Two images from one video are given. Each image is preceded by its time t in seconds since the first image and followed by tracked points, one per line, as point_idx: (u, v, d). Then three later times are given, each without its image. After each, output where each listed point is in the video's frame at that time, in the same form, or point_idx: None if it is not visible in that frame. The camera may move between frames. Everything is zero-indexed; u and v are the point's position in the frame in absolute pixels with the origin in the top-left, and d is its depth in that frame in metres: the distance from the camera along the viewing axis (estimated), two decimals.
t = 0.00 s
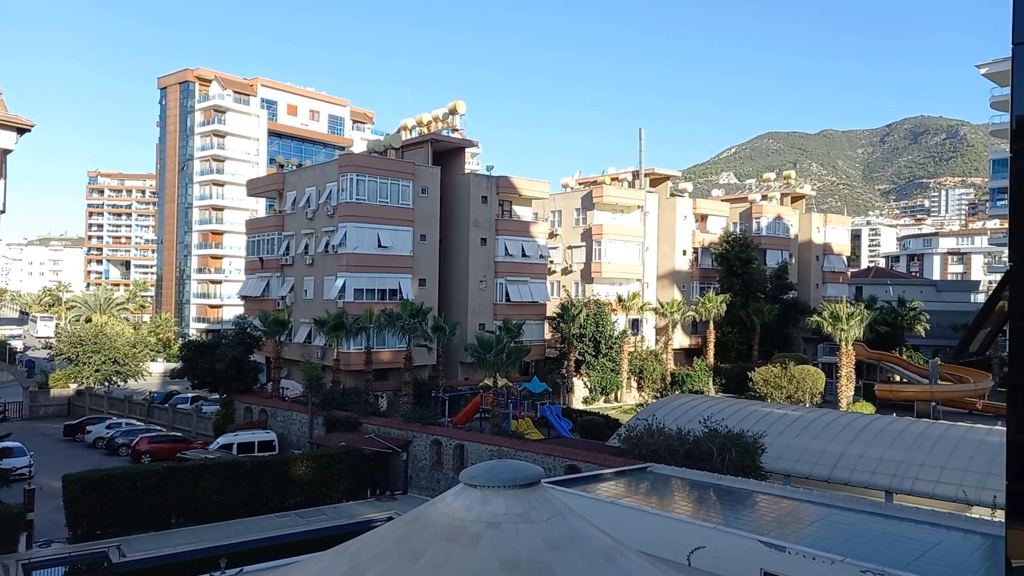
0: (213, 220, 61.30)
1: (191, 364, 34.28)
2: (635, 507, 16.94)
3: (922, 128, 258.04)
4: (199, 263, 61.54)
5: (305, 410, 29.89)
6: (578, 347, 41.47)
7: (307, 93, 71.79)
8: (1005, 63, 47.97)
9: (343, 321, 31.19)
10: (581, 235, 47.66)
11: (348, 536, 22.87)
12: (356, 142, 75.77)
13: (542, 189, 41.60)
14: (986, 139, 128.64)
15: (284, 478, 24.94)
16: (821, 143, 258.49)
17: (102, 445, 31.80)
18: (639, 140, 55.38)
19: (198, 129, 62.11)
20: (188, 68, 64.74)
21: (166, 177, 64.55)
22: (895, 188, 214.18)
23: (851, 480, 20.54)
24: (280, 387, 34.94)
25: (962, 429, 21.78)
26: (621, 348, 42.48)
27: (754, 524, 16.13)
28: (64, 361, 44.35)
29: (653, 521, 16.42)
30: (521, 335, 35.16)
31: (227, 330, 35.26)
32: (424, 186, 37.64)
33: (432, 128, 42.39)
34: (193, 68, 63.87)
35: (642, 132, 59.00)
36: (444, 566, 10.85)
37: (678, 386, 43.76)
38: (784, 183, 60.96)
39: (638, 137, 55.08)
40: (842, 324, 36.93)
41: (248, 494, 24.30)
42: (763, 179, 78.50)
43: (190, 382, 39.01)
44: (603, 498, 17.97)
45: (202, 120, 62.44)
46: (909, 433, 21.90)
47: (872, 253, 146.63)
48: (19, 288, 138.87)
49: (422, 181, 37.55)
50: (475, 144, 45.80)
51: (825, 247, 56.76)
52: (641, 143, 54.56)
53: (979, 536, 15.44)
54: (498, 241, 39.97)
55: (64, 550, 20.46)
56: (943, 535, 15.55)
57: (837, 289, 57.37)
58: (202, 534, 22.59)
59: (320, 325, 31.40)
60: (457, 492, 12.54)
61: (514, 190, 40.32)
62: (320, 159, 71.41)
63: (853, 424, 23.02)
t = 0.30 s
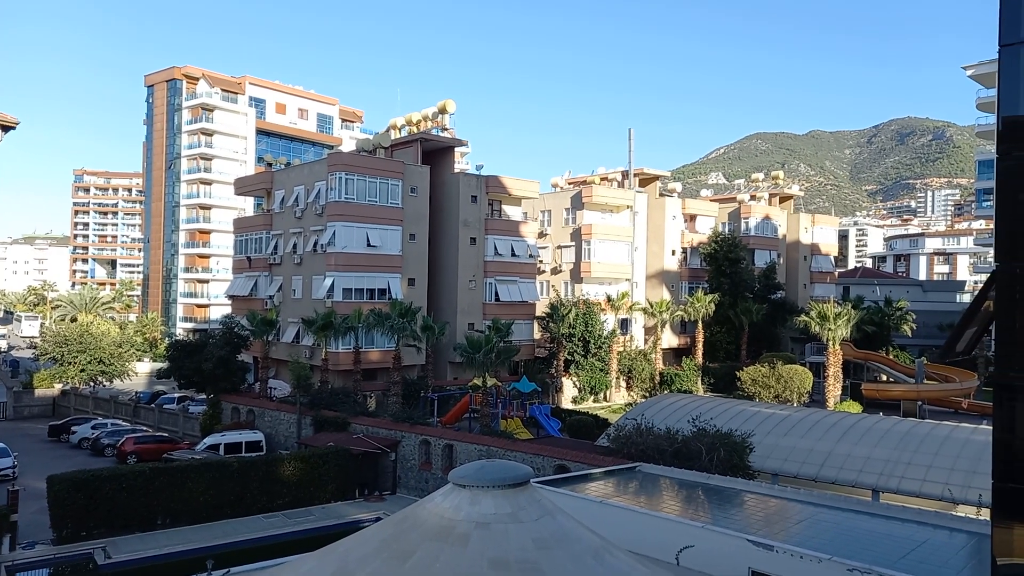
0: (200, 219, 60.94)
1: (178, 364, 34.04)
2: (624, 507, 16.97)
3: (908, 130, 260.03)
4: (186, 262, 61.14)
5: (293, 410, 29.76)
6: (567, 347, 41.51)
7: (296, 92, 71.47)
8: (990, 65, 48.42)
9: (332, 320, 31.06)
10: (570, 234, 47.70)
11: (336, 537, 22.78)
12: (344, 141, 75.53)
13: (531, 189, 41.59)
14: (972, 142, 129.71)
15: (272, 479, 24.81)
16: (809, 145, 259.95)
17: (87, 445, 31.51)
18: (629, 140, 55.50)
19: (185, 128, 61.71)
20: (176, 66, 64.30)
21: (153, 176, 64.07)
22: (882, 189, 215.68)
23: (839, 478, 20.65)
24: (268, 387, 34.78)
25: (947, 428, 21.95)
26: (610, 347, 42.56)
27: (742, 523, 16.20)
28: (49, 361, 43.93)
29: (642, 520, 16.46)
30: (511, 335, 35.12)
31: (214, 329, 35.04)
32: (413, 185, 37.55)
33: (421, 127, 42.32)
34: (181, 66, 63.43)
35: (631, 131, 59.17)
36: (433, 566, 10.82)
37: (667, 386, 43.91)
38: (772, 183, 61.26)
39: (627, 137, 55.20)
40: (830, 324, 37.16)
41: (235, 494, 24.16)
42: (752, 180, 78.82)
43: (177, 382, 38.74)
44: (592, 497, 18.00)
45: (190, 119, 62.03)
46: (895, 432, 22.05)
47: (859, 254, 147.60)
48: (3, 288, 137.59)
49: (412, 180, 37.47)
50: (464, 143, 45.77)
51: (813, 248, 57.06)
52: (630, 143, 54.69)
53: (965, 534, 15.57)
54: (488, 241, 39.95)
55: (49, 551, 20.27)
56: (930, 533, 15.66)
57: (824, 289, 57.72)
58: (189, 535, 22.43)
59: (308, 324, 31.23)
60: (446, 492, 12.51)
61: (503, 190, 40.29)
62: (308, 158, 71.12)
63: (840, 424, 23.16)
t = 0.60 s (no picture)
0: (188, 219, 60.59)
1: (166, 365, 33.85)
2: (614, 506, 17.05)
3: (895, 130, 261.79)
4: (174, 262, 60.77)
5: (283, 411, 29.69)
6: (557, 346, 41.57)
7: (284, 91, 71.16)
8: (976, 67, 48.92)
9: (322, 321, 31.00)
10: (560, 235, 47.79)
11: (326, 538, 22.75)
12: (334, 140, 75.35)
13: (521, 189, 41.61)
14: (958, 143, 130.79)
15: (261, 480, 24.74)
16: (797, 145, 261.30)
17: (75, 447, 31.29)
18: (618, 140, 55.68)
19: (173, 127, 61.38)
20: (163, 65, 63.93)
21: (140, 175, 63.66)
22: (869, 189, 217.09)
23: (827, 476, 20.81)
24: (257, 387, 34.67)
25: (934, 427, 22.18)
26: (600, 347, 42.67)
27: (731, 521, 16.31)
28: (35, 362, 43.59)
29: (632, 519, 16.54)
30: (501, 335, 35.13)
31: (203, 330, 34.88)
32: (403, 185, 37.49)
33: (411, 127, 42.28)
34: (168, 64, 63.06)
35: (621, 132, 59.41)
36: (424, 566, 10.85)
37: (657, 385, 44.07)
38: (761, 184, 61.64)
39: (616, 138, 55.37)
40: (818, 323, 37.42)
41: (224, 495, 24.07)
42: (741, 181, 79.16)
43: (165, 383, 38.55)
44: (582, 497, 18.07)
45: (178, 118, 61.70)
46: (883, 431, 22.26)
47: (847, 254, 148.45)
48: None
49: (402, 180, 37.42)
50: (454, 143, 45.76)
51: (801, 248, 57.39)
52: (620, 143, 54.86)
53: (951, 532, 15.73)
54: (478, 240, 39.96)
55: (36, 553, 20.16)
56: (916, 531, 15.82)
57: (812, 289, 58.09)
58: (178, 536, 22.35)
59: (298, 325, 31.14)
60: (436, 492, 12.54)
61: (493, 190, 40.28)
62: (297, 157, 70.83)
63: (828, 423, 23.34)
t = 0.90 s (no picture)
0: (171, 218, 60.05)
1: (148, 364, 33.50)
2: (599, 505, 17.05)
3: (877, 131, 264.18)
4: (156, 261, 60.18)
5: (266, 411, 29.48)
6: (543, 346, 41.57)
7: (269, 89, 70.70)
8: (958, 68, 49.42)
9: (306, 320, 30.78)
10: (546, 234, 47.79)
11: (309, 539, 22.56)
12: (318, 139, 74.97)
13: (507, 188, 41.54)
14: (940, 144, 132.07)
15: (244, 480, 24.54)
16: (780, 146, 263.04)
17: (55, 447, 30.89)
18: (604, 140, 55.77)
19: (155, 124, 60.83)
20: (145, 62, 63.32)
21: (122, 174, 63.04)
22: (852, 189, 218.91)
23: (810, 475, 20.92)
24: (240, 387, 34.40)
25: (916, 426, 22.37)
26: (586, 347, 42.72)
27: (715, 520, 16.35)
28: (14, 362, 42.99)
29: (616, 518, 16.55)
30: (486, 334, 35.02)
31: (185, 329, 34.56)
32: (388, 184, 37.33)
33: (396, 125, 42.13)
34: (151, 62, 62.47)
35: (607, 131, 59.53)
36: (408, 566, 10.78)
37: (643, 384, 44.18)
38: (746, 184, 61.97)
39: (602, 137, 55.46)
40: (802, 322, 37.65)
41: (206, 496, 23.84)
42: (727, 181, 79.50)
43: (146, 383, 38.15)
44: (567, 496, 18.06)
45: (160, 115, 61.14)
46: (865, 429, 22.42)
47: (830, 254, 149.62)
48: None
49: (387, 179, 37.26)
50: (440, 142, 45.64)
51: (785, 248, 57.71)
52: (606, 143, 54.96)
53: (933, 530, 15.85)
54: (464, 240, 39.87)
55: (15, 556, 19.89)
56: (899, 528, 15.93)
57: (796, 289, 58.45)
58: (160, 538, 22.11)
59: (281, 324, 30.91)
60: (420, 493, 12.47)
61: (479, 189, 40.18)
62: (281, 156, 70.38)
63: (812, 421, 23.47)
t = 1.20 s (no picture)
0: (147, 216, 59.33)
1: (124, 365, 33.05)
2: (579, 503, 17.08)
3: (853, 133, 267.31)
4: (132, 260, 59.44)
5: (244, 412, 29.22)
6: (524, 345, 41.59)
7: (247, 86, 70.03)
8: (934, 70, 50.12)
9: (285, 319, 30.53)
10: (527, 233, 47.80)
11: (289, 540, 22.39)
12: (297, 137, 74.43)
13: (488, 187, 41.45)
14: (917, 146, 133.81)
15: (221, 481, 24.28)
16: (759, 147, 265.26)
17: (28, 449, 30.38)
18: (585, 139, 55.86)
19: (131, 122, 60.03)
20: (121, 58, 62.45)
21: (97, 172, 62.18)
22: (829, 190, 221.31)
23: (788, 473, 21.10)
24: (218, 388, 34.05)
25: (892, 423, 22.68)
26: (567, 346, 42.80)
27: (695, 518, 16.45)
28: None
29: (596, 517, 16.59)
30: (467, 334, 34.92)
31: (161, 329, 34.13)
32: (368, 183, 37.14)
33: (377, 124, 41.94)
34: (127, 58, 61.61)
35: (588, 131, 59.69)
36: (388, 567, 10.72)
37: (623, 383, 44.36)
38: (725, 184, 62.43)
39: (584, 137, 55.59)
40: (781, 322, 38.00)
41: (183, 498, 23.56)
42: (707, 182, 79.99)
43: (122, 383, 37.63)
44: (549, 495, 18.07)
45: (136, 113, 60.33)
46: (843, 427, 22.66)
47: (809, 253, 151.12)
48: None
49: (367, 178, 37.06)
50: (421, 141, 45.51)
51: (764, 248, 58.16)
52: (587, 143, 55.11)
53: (908, 526, 16.06)
54: (445, 239, 39.79)
55: None
56: (875, 525, 16.12)
57: (775, 288, 58.94)
58: (135, 541, 21.83)
59: (260, 324, 30.63)
60: (400, 493, 12.41)
61: (460, 188, 40.08)
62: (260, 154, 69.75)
63: (790, 420, 23.68)
